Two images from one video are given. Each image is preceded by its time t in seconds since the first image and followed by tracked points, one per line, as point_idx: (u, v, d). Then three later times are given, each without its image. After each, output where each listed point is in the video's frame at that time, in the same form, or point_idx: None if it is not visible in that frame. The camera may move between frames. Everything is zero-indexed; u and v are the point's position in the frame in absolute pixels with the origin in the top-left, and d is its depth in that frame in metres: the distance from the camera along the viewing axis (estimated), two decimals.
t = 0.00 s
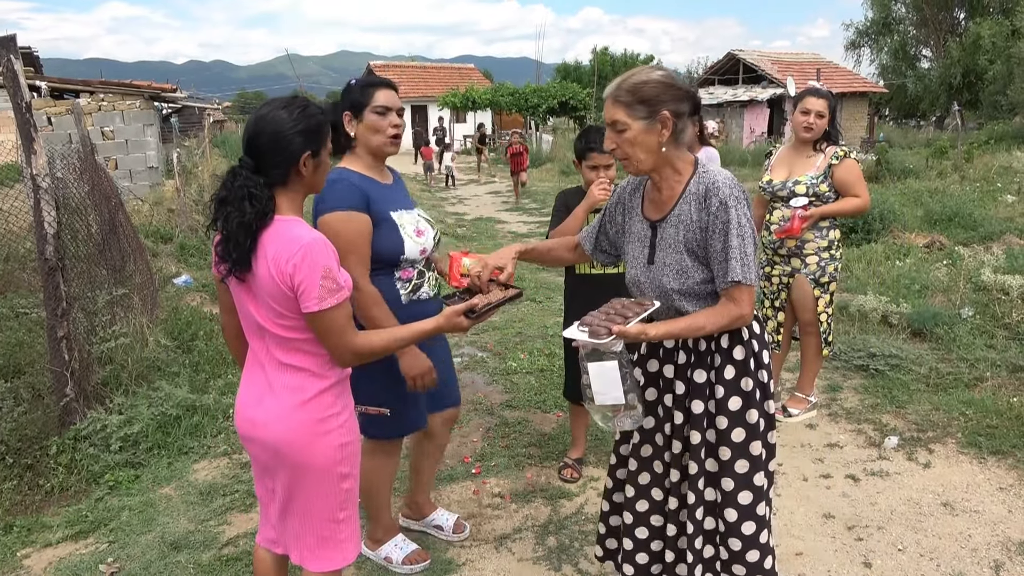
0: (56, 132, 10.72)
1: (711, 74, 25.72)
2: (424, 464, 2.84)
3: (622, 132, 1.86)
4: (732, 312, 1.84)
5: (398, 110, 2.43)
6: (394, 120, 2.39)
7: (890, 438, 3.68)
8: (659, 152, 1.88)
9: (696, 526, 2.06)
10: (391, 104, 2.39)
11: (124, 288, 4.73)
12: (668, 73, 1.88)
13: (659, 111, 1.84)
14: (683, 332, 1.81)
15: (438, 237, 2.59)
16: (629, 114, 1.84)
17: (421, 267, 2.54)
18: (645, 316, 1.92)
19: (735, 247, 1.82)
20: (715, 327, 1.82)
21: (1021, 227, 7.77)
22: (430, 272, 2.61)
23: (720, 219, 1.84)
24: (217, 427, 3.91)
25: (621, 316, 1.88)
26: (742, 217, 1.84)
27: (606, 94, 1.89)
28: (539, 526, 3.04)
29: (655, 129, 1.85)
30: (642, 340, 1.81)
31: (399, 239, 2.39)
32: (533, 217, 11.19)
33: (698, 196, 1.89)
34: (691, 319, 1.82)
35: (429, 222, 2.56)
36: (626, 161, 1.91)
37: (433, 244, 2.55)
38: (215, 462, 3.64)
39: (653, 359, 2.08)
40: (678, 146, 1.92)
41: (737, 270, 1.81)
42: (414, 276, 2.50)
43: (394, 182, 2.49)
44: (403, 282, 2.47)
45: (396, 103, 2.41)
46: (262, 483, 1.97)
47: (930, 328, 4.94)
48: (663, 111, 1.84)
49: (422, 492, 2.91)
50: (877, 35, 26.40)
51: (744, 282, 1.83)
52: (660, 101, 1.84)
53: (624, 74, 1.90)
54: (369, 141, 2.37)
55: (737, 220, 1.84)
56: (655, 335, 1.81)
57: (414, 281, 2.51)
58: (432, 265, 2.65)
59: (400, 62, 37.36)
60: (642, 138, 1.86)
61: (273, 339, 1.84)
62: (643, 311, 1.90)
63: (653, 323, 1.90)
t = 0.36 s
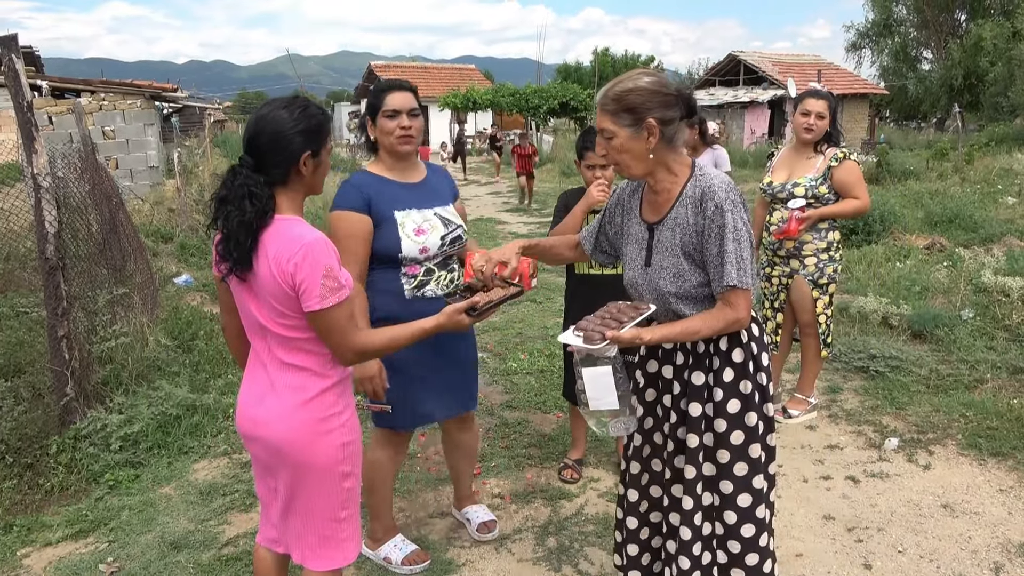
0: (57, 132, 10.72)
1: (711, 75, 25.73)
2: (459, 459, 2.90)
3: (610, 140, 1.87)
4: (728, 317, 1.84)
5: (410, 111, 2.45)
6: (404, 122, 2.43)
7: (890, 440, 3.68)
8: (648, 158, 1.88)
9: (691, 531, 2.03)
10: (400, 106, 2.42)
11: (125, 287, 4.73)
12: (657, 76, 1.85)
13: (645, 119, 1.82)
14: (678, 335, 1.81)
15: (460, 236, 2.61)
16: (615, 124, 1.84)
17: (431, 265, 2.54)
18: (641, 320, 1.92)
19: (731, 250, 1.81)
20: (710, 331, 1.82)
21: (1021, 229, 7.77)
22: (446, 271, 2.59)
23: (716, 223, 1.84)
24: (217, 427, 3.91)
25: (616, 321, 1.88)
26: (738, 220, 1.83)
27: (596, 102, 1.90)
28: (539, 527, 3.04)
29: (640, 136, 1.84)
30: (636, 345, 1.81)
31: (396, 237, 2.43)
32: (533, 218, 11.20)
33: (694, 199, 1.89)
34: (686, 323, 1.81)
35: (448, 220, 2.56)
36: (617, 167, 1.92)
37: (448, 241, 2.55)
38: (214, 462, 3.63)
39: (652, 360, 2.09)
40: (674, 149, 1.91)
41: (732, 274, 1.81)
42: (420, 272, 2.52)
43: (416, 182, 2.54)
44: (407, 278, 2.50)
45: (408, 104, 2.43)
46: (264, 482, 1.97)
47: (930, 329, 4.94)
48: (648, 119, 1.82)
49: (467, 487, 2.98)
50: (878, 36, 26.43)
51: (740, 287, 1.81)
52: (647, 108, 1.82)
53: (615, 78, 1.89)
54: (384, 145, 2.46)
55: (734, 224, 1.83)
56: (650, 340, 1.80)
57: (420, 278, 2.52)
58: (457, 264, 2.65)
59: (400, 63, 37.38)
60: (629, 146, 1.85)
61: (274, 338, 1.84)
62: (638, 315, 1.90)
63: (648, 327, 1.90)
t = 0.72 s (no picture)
0: (58, 131, 10.73)
1: (711, 76, 25.74)
2: (462, 453, 2.92)
3: (606, 143, 1.87)
4: (725, 319, 1.82)
5: (453, 109, 2.54)
6: (446, 119, 2.52)
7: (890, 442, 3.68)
8: (643, 162, 1.88)
9: (688, 534, 2.03)
10: (443, 104, 2.52)
11: (126, 286, 4.73)
12: (653, 79, 1.86)
13: (641, 122, 1.82)
14: (675, 337, 1.80)
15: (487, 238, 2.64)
16: (612, 127, 1.84)
17: (451, 263, 2.57)
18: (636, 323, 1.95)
19: (728, 253, 1.80)
20: (707, 333, 1.81)
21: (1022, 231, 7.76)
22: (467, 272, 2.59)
23: (712, 225, 1.83)
24: (217, 426, 3.92)
25: (610, 326, 1.91)
26: (735, 223, 1.82)
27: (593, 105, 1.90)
28: (539, 528, 3.04)
29: (636, 139, 1.85)
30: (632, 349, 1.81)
31: (421, 232, 2.52)
32: (534, 219, 11.20)
33: (691, 201, 1.88)
34: (683, 325, 1.80)
35: (475, 220, 2.60)
36: (614, 170, 1.92)
37: (471, 241, 2.58)
38: (214, 462, 3.63)
39: (650, 362, 2.10)
40: (670, 151, 1.90)
41: (729, 277, 1.80)
42: (440, 269, 2.56)
43: (452, 181, 2.60)
44: (428, 273, 2.57)
45: (450, 103, 2.52)
46: (265, 481, 1.97)
47: (930, 331, 4.94)
48: (643, 122, 1.82)
49: (469, 480, 2.99)
50: (879, 38, 26.43)
51: (737, 289, 1.81)
52: (643, 111, 1.83)
53: (615, 80, 1.89)
54: (426, 140, 2.57)
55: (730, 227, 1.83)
56: (646, 342, 1.80)
57: (440, 274, 2.57)
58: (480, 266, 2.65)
59: (401, 64, 37.40)
60: (625, 149, 1.86)
61: (273, 337, 1.84)
62: (633, 319, 1.93)
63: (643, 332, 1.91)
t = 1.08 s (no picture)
0: (59, 131, 10.74)
1: (711, 77, 25.77)
2: (461, 454, 2.93)
3: (610, 140, 1.87)
4: (727, 321, 1.84)
5: (471, 113, 2.54)
6: (462, 122, 2.53)
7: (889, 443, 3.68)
8: (648, 161, 1.88)
9: (690, 536, 2.03)
10: (461, 107, 2.52)
11: (126, 286, 4.73)
12: (661, 79, 1.86)
13: (647, 121, 1.82)
14: (679, 340, 1.81)
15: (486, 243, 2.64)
16: (617, 124, 1.84)
17: (445, 264, 2.59)
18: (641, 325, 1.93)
19: (732, 255, 1.82)
20: (710, 336, 1.82)
21: (1022, 233, 7.77)
22: (459, 273, 2.61)
23: (716, 227, 1.84)
24: (217, 426, 3.92)
25: (614, 327, 1.89)
26: (739, 226, 1.84)
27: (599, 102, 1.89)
28: (538, 528, 3.04)
29: (641, 137, 1.84)
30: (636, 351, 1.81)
31: (419, 229, 2.55)
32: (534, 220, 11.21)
33: (695, 202, 1.89)
34: (685, 328, 1.82)
35: (473, 224, 2.59)
36: (617, 168, 1.92)
37: (466, 245, 2.58)
38: (214, 462, 3.63)
39: (649, 364, 2.09)
40: (674, 152, 1.90)
41: (733, 279, 1.81)
42: (434, 269, 2.59)
43: (461, 182, 2.61)
44: (422, 271, 2.60)
45: (469, 106, 2.52)
46: (264, 481, 1.98)
47: (929, 333, 4.95)
48: (649, 121, 1.82)
49: (467, 482, 3.00)
50: (879, 40, 26.45)
51: (741, 291, 1.82)
52: (649, 110, 1.83)
53: (618, 79, 1.87)
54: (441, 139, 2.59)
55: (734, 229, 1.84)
56: (649, 344, 1.81)
57: (433, 274, 2.59)
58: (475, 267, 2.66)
59: (401, 64, 37.43)
60: (629, 147, 1.85)
61: (272, 337, 1.84)
62: (638, 321, 1.91)
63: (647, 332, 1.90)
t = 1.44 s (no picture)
0: (58, 133, 10.75)
1: (710, 78, 25.79)
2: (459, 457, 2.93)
3: (635, 135, 1.85)
4: (742, 325, 1.84)
5: (445, 121, 2.51)
6: (438, 132, 2.51)
7: (888, 444, 3.69)
8: (671, 158, 1.88)
9: (695, 541, 2.02)
10: (435, 117, 2.49)
11: (125, 288, 4.73)
12: (684, 75, 1.87)
13: (674, 115, 1.83)
14: (692, 342, 1.81)
15: (467, 242, 2.63)
16: (644, 119, 1.83)
17: (428, 264, 2.60)
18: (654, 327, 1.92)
19: (749, 259, 1.81)
20: (724, 339, 1.83)
21: (1021, 234, 7.78)
22: (442, 273, 2.61)
23: (733, 230, 1.84)
24: (216, 428, 3.92)
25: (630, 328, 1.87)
26: (755, 229, 1.83)
27: (620, 97, 1.89)
28: (538, 529, 3.04)
29: (668, 132, 1.84)
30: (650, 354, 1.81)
31: (400, 232, 2.57)
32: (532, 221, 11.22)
33: (712, 204, 1.89)
34: (700, 331, 1.82)
35: (454, 224, 2.60)
36: (639, 165, 1.90)
37: (447, 245, 2.59)
38: (213, 464, 3.63)
39: (655, 367, 2.08)
40: (692, 151, 1.92)
41: (751, 284, 1.81)
42: (417, 269, 2.60)
43: (441, 184, 2.62)
44: (405, 272, 2.61)
45: (442, 116, 2.49)
46: (263, 482, 1.98)
47: (928, 333, 4.95)
48: (677, 114, 1.83)
49: (467, 485, 2.99)
50: (877, 40, 26.48)
51: (757, 295, 1.82)
52: (676, 104, 1.83)
53: (638, 77, 1.88)
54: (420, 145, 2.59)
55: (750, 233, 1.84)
56: (665, 347, 1.80)
57: (416, 274, 2.60)
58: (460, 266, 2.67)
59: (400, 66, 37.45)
60: (655, 142, 1.85)
61: (271, 339, 1.85)
62: (652, 323, 1.90)
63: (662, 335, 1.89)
